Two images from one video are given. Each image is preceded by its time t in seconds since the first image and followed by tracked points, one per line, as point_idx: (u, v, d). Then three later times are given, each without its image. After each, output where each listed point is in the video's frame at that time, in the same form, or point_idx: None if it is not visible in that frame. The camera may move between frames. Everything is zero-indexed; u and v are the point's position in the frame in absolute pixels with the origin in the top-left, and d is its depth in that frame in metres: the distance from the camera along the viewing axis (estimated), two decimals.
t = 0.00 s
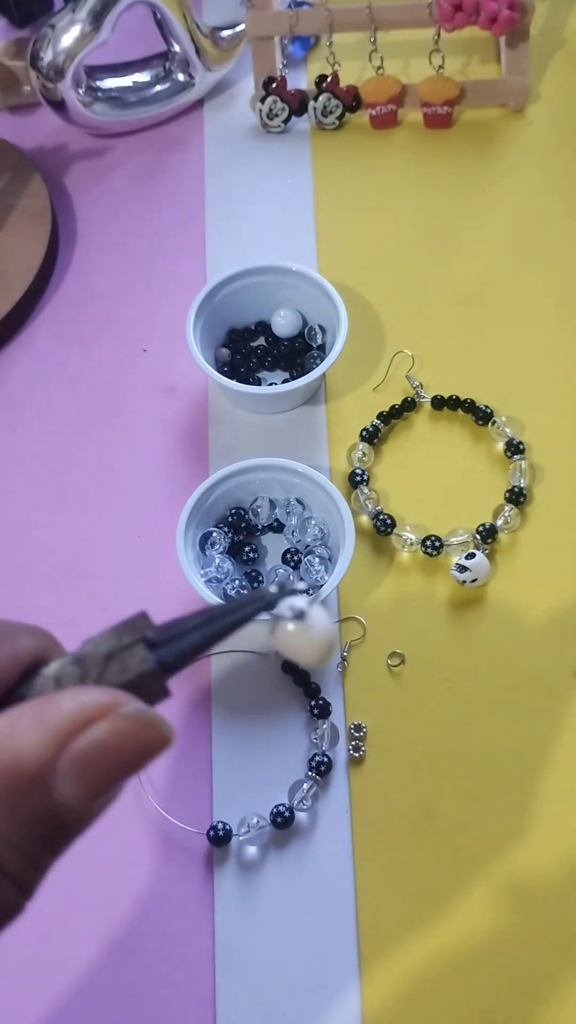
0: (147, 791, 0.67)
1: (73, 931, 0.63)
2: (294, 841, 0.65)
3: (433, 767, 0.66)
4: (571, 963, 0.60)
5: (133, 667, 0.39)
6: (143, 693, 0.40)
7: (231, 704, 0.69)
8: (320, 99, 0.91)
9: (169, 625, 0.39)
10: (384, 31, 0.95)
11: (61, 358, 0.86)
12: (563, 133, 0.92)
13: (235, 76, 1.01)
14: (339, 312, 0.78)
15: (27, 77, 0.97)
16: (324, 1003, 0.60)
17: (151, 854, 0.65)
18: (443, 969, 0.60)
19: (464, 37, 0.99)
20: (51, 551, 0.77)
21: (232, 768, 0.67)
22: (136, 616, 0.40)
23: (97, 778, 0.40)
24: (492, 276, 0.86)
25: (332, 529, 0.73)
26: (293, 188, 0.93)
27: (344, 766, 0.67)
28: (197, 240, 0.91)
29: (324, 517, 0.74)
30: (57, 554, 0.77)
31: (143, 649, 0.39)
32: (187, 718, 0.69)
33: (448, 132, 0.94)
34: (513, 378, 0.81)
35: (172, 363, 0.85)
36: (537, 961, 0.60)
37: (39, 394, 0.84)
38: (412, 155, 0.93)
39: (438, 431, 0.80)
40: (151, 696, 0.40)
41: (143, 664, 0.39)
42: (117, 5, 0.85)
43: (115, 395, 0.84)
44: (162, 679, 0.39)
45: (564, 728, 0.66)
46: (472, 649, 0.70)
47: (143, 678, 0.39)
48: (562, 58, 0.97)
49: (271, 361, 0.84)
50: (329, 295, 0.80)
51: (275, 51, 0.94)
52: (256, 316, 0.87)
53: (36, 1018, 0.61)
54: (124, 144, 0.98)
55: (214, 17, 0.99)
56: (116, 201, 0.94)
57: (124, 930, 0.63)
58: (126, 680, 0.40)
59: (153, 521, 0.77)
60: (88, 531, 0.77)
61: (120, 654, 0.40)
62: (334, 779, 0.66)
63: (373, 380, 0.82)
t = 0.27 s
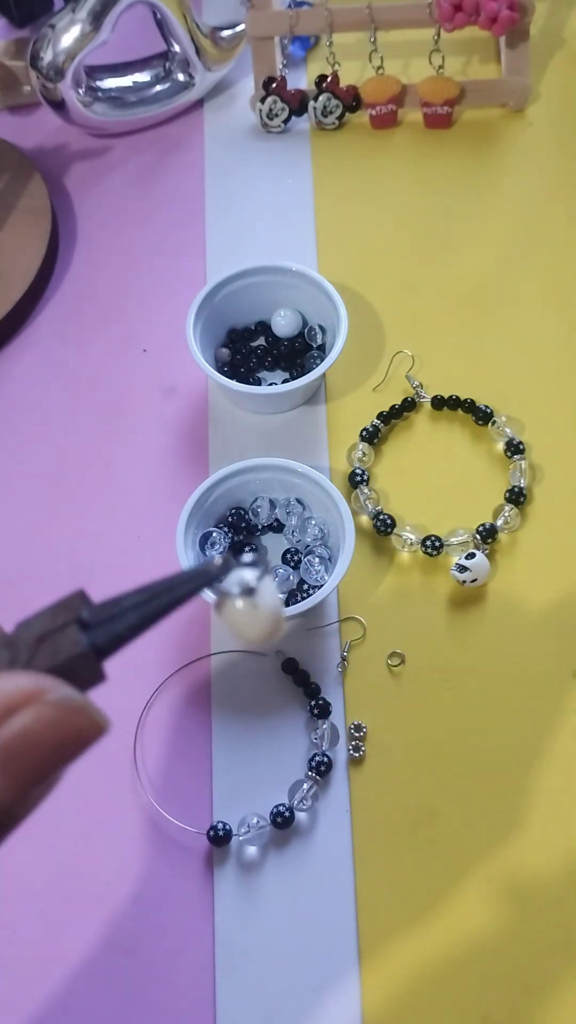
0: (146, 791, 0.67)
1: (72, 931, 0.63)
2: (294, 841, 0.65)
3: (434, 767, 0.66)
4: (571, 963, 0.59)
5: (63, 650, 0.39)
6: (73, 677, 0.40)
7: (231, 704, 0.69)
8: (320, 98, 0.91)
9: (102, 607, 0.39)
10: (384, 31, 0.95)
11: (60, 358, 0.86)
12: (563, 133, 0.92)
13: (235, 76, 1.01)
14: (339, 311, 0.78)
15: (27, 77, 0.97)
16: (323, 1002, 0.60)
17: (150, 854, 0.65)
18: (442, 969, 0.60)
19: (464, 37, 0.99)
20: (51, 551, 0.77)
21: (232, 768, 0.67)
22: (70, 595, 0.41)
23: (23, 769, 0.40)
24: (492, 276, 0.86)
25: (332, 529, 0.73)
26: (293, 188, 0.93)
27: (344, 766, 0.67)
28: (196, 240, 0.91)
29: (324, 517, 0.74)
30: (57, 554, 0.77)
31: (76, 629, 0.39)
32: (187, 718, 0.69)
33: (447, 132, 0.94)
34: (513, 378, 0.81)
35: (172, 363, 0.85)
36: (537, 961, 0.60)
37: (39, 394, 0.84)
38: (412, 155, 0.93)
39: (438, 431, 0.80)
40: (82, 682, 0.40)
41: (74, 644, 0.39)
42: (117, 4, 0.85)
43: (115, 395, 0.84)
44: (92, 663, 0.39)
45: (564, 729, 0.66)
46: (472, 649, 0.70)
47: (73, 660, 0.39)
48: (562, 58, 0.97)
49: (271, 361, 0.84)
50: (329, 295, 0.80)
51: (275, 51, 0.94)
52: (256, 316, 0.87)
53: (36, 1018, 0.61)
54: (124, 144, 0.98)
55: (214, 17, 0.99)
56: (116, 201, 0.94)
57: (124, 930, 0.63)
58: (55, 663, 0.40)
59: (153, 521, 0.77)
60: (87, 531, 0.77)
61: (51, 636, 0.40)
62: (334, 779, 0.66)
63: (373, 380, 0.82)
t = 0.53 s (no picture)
0: (146, 791, 0.67)
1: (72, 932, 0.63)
2: (294, 841, 0.65)
3: (434, 767, 0.66)
4: (571, 963, 0.60)
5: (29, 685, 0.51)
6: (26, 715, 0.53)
7: (231, 704, 0.69)
8: (320, 99, 0.91)
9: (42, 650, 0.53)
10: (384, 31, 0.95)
11: (60, 358, 0.86)
12: (562, 133, 0.92)
13: (235, 76, 1.01)
14: (339, 311, 0.78)
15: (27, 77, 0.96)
16: (322, 1002, 0.60)
17: (150, 854, 0.65)
18: (442, 969, 0.60)
19: (464, 37, 0.99)
20: (50, 551, 0.77)
21: (232, 768, 0.67)
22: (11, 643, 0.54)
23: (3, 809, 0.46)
24: (492, 276, 0.86)
25: (332, 529, 0.73)
26: (292, 188, 0.93)
27: (344, 766, 0.67)
28: (196, 240, 0.91)
29: (324, 517, 0.74)
30: (57, 554, 0.76)
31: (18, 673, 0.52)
32: (187, 718, 0.69)
33: (447, 132, 0.94)
34: (513, 378, 0.81)
35: (172, 363, 0.85)
36: (537, 961, 0.60)
37: (39, 394, 0.84)
38: (412, 155, 0.93)
39: (438, 431, 0.80)
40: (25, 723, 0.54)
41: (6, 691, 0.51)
42: (117, 5, 0.85)
43: (115, 395, 0.84)
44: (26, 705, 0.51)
45: (563, 729, 0.66)
46: (472, 649, 0.70)
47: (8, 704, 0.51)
48: (562, 58, 0.97)
49: (271, 361, 0.84)
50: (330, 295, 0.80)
51: (275, 51, 0.94)
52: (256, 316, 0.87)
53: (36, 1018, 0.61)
54: (124, 144, 0.98)
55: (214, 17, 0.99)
56: (116, 201, 0.94)
57: (124, 931, 0.63)
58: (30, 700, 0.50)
59: (153, 521, 0.77)
60: (87, 531, 0.77)
61: None
62: (334, 779, 0.66)
63: (373, 380, 0.82)
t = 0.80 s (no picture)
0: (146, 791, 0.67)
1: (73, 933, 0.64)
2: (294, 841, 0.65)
3: (434, 767, 0.66)
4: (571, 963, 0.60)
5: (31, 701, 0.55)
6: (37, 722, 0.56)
7: (231, 704, 0.69)
8: (320, 99, 0.91)
9: None
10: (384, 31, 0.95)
11: (60, 358, 0.86)
12: (562, 133, 0.92)
13: (235, 76, 1.01)
14: (339, 311, 0.78)
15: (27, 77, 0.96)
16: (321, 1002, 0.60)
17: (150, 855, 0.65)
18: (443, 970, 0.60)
19: (464, 36, 0.99)
20: (50, 551, 0.77)
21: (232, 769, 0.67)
22: None
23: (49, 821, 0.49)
24: (492, 276, 0.86)
25: (332, 529, 0.73)
26: (292, 188, 0.93)
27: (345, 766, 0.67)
28: (196, 240, 0.91)
29: (324, 517, 0.74)
30: (56, 554, 0.77)
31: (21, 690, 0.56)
32: (187, 718, 0.69)
33: (447, 132, 0.94)
34: (513, 378, 0.81)
35: (172, 363, 0.85)
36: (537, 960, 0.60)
37: (39, 394, 0.84)
38: (412, 155, 0.93)
39: (438, 431, 0.80)
40: None
41: None
42: (116, 5, 0.85)
43: (115, 395, 0.84)
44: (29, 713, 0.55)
45: (563, 729, 0.66)
46: (472, 649, 0.70)
47: None
48: (562, 58, 0.97)
49: (271, 361, 0.84)
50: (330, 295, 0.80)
51: (275, 51, 0.94)
52: (256, 316, 0.87)
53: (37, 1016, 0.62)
54: (124, 144, 0.98)
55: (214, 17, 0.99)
56: (116, 201, 0.94)
57: (125, 930, 0.64)
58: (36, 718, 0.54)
59: (153, 521, 0.77)
60: (87, 531, 0.77)
61: None
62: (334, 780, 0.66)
63: (373, 380, 0.82)
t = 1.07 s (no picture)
0: (146, 791, 0.67)
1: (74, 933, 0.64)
2: (294, 841, 0.65)
3: (434, 767, 0.66)
4: (571, 963, 0.60)
5: None
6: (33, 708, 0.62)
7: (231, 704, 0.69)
8: (320, 99, 0.91)
9: None
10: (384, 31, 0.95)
11: (60, 358, 0.86)
12: (562, 133, 0.92)
13: (235, 76, 1.01)
14: (339, 311, 0.78)
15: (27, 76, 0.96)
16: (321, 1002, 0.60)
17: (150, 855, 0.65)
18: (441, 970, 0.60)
19: (464, 37, 0.99)
20: (50, 551, 0.77)
21: (232, 769, 0.67)
22: None
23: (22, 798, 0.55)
24: (491, 276, 0.86)
25: (332, 529, 0.73)
26: (292, 188, 0.93)
27: (345, 766, 0.67)
28: (196, 240, 0.91)
29: (324, 517, 0.74)
30: (57, 554, 0.77)
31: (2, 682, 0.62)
32: (187, 718, 0.69)
33: (447, 132, 0.94)
34: (514, 378, 0.81)
35: (172, 363, 0.85)
36: (538, 960, 0.60)
37: (38, 394, 0.84)
38: (411, 155, 0.93)
39: (438, 430, 0.80)
40: None
41: None
42: (116, 5, 0.85)
43: (115, 395, 0.84)
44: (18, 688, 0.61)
45: (563, 729, 0.66)
46: (472, 649, 0.70)
47: None
48: (562, 58, 0.97)
49: (271, 361, 0.84)
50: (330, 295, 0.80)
51: (275, 51, 0.94)
52: (256, 316, 0.87)
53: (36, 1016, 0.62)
54: (124, 144, 0.98)
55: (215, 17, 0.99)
56: (116, 201, 0.94)
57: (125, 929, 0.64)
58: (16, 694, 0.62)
59: (153, 521, 0.77)
60: (87, 531, 0.77)
61: None
62: (334, 780, 0.66)
63: (373, 380, 0.82)
